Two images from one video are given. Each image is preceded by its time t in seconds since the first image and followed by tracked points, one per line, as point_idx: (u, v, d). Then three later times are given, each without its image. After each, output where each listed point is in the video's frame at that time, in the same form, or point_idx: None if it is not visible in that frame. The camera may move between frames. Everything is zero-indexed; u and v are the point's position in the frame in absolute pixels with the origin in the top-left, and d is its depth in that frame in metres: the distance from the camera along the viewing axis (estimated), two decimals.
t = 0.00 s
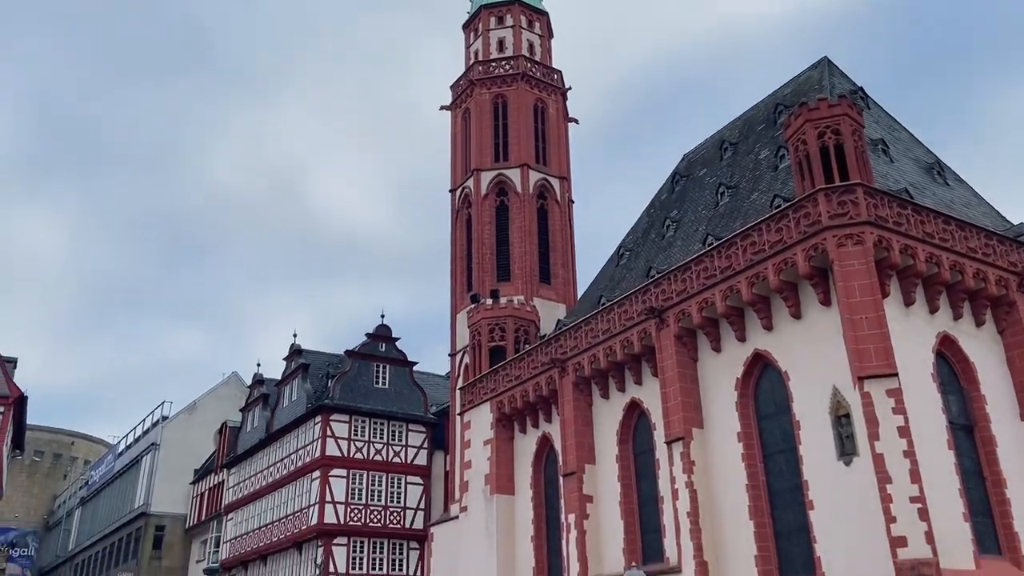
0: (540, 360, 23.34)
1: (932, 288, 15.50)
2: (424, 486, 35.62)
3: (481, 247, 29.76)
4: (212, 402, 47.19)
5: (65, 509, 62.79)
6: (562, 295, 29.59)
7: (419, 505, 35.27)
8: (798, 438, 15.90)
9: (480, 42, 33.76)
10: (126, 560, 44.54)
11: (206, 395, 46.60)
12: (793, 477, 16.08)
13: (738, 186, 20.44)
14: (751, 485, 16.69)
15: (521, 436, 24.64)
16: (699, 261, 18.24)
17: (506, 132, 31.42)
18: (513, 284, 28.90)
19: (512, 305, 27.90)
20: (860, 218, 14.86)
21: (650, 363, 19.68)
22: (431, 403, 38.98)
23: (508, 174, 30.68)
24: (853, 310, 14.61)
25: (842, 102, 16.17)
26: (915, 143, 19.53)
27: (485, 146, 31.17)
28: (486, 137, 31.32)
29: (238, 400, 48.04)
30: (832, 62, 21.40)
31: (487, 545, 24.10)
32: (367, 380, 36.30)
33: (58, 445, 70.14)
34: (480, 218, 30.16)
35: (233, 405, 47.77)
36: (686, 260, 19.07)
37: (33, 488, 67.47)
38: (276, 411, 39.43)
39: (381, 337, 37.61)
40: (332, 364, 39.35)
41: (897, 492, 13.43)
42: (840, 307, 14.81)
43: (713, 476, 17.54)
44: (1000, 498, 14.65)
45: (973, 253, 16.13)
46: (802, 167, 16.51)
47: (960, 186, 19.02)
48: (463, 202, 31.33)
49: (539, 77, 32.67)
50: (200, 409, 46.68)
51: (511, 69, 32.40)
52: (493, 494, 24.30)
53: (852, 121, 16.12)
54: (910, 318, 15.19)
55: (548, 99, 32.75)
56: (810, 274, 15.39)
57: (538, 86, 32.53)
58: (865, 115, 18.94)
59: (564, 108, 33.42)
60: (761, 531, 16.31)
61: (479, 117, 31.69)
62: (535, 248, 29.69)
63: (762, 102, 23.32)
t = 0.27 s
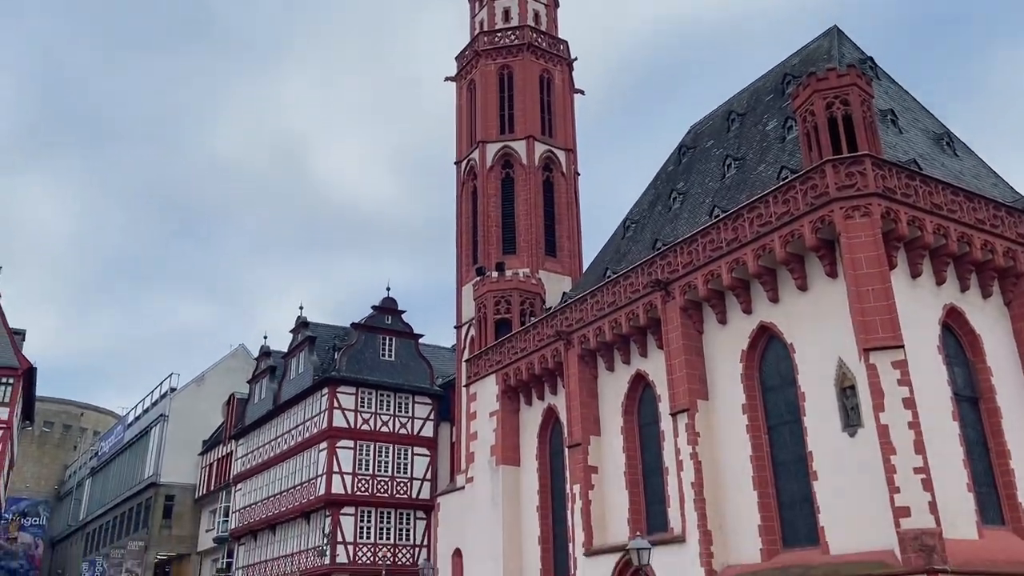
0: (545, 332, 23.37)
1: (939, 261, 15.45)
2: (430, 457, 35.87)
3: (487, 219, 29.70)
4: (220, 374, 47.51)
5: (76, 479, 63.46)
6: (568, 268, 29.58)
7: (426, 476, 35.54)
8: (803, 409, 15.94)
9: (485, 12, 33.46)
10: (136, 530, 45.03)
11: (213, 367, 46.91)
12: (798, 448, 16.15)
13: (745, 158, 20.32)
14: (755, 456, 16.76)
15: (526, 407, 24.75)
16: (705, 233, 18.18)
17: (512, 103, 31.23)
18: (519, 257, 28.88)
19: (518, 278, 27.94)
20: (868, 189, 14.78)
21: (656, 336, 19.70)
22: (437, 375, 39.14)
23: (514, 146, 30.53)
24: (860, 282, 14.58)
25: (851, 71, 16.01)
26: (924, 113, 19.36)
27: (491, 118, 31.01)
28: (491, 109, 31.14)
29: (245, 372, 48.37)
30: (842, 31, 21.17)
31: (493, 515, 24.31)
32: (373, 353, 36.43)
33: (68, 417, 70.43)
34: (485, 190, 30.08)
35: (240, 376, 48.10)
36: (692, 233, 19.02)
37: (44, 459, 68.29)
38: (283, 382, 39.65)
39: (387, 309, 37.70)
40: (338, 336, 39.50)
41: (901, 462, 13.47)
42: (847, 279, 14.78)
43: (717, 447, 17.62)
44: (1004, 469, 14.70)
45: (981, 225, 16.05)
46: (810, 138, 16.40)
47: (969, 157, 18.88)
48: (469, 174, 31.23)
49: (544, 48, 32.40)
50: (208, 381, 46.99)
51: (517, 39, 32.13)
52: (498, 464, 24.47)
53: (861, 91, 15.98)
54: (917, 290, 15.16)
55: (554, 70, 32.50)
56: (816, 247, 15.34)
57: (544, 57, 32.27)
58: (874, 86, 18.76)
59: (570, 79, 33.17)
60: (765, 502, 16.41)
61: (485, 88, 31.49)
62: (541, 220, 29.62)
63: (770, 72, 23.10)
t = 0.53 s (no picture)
0: (553, 306, 23.38)
1: (950, 233, 15.37)
2: (439, 430, 36.08)
3: (494, 193, 29.62)
4: (229, 348, 47.78)
5: (88, 451, 64.06)
6: (576, 242, 29.53)
7: (435, 449, 35.78)
8: (811, 382, 15.96)
9: None
10: (149, 501, 45.54)
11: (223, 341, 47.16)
12: (806, 421, 16.19)
13: (755, 130, 20.17)
14: (763, 428, 16.81)
15: (534, 381, 24.84)
16: (714, 206, 18.10)
17: (520, 76, 31.02)
18: (527, 231, 28.82)
19: (526, 252, 27.92)
20: (879, 161, 14.67)
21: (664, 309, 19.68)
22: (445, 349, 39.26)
23: (522, 119, 30.36)
24: (869, 255, 14.53)
25: (864, 41, 15.82)
26: (936, 84, 19.15)
27: (498, 91, 30.81)
28: (498, 81, 30.94)
29: (254, 346, 48.62)
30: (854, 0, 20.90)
31: (501, 488, 24.48)
32: (382, 327, 36.53)
33: (80, 390, 70.85)
34: (493, 163, 29.97)
35: (249, 350, 48.38)
36: (701, 206, 18.93)
37: (57, 431, 69.05)
38: (292, 356, 39.84)
39: (395, 284, 37.73)
40: (347, 310, 39.61)
41: (909, 435, 13.49)
42: (856, 252, 14.73)
43: (725, 420, 17.67)
44: (1012, 442, 14.72)
45: (993, 197, 15.93)
46: (821, 109, 16.27)
47: (982, 128, 18.70)
48: (476, 148, 31.10)
49: (552, 19, 32.11)
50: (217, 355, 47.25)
51: (524, 11, 31.83)
52: (507, 437, 24.60)
53: (873, 61, 15.80)
54: (927, 263, 15.09)
55: (561, 42, 32.22)
56: (826, 219, 15.27)
57: (551, 29, 31.98)
58: (887, 56, 18.55)
59: (578, 51, 32.90)
60: (773, 474, 16.48)
61: (492, 60, 31.27)
62: (548, 194, 29.50)
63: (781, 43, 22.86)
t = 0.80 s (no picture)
0: (565, 282, 23.37)
1: (966, 206, 15.24)
2: (451, 405, 36.25)
3: (505, 169, 29.52)
4: (243, 323, 48.13)
5: (105, 426, 64.76)
6: (588, 217, 29.43)
7: (447, 423, 35.98)
8: (823, 356, 15.93)
9: None
10: (166, 475, 46.07)
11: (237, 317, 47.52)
12: (818, 395, 16.17)
13: (769, 103, 19.99)
14: (775, 403, 16.81)
15: (546, 356, 24.89)
16: (727, 180, 17.99)
17: (531, 49, 30.79)
18: (538, 207, 28.74)
19: (537, 228, 27.86)
20: (895, 134, 14.53)
21: (676, 285, 19.64)
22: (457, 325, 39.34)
23: (533, 93, 30.17)
24: (884, 228, 14.43)
25: (880, 11, 15.61)
26: (953, 54, 18.90)
27: (509, 65, 30.62)
28: (509, 55, 30.73)
29: (268, 322, 48.98)
30: None
31: (513, 462, 24.62)
32: (394, 302, 36.64)
33: (95, 365, 71.33)
34: (504, 138, 29.85)
35: (263, 326, 48.76)
36: (714, 180, 18.83)
37: (74, 406, 69.94)
38: (305, 332, 40.03)
39: (406, 260, 37.78)
40: (359, 286, 39.72)
41: (922, 409, 13.46)
42: (871, 225, 14.63)
43: (737, 395, 17.68)
44: None
45: (1009, 169, 15.76)
46: (836, 81, 16.09)
47: (999, 100, 18.47)
48: (487, 123, 30.97)
49: None
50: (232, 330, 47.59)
51: None
52: (518, 412, 24.70)
53: (890, 31, 15.59)
54: (942, 237, 14.98)
55: (573, 15, 31.95)
56: (840, 193, 15.16)
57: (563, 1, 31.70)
58: (903, 26, 18.31)
59: (589, 24, 32.62)
60: (784, 448, 16.51)
61: (503, 34, 31.05)
62: (560, 169, 29.37)
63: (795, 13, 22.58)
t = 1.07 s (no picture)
0: (580, 259, 23.31)
1: (988, 179, 15.05)
2: (467, 382, 36.40)
3: (521, 145, 29.40)
4: (261, 302, 48.42)
5: (127, 403, 65.55)
6: (604, 193, 29.27)
7: (463, 400, 36.14)
8: (841, 332, 15.85)
9: None
10: (187, 451, 46.64)
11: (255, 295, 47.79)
12: (836, 371, 16.12)
13: (787, 76, 19.76)
14: (792, 379, 16.77)
15: (562, 334, 24.90)
16: (744, 155, 17.84)
17: (546, 25, 30.56)
18: (553, 183, 28.61)
19: (552, 205, 27.82)
20: (916, 107, 14.34)
21: (692, 261, 19.56)
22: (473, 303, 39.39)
23: (548, 69, 29.96)
24: (904, 203, 14.28)
25: None
26: (976, 25, 18.59)
27: (524, 41, 30.42)
28: (524, 31, 30.52)
29: (285, 300, 49.24)
30: None
31: (529, 438, 24.73)
32: (410, 280, 36.72)
33: (116, 343, 71.58)
34: (519, 115, 29.70)
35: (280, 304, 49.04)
36: (731, 155, 18.67)
37: (96, 383, 70.98)
38: (322, 310, 40.23)
39: (422, 238, 37.81)
40: (375, 265, 39.81)
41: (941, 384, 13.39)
42: (891, 199, 14.48)
43: (753, 371, 17.65)
44: None
45: None
46: (856, 53, 15.88)
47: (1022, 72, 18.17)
48: (502, 99, 30.81)
49: None
50: (250, 308, 47.89)
51: None
52: (534, 389, 24.77)
53: (911, 2, 15.35)
54: (963, 211, 14.82)
55: None
56: (860, 167, 15.00)
57: None
58: None
59: None
60: (801, 424, 16.49)
61: (517, 9, 30.82)
62: (575, 145, 29.18)
63: None
